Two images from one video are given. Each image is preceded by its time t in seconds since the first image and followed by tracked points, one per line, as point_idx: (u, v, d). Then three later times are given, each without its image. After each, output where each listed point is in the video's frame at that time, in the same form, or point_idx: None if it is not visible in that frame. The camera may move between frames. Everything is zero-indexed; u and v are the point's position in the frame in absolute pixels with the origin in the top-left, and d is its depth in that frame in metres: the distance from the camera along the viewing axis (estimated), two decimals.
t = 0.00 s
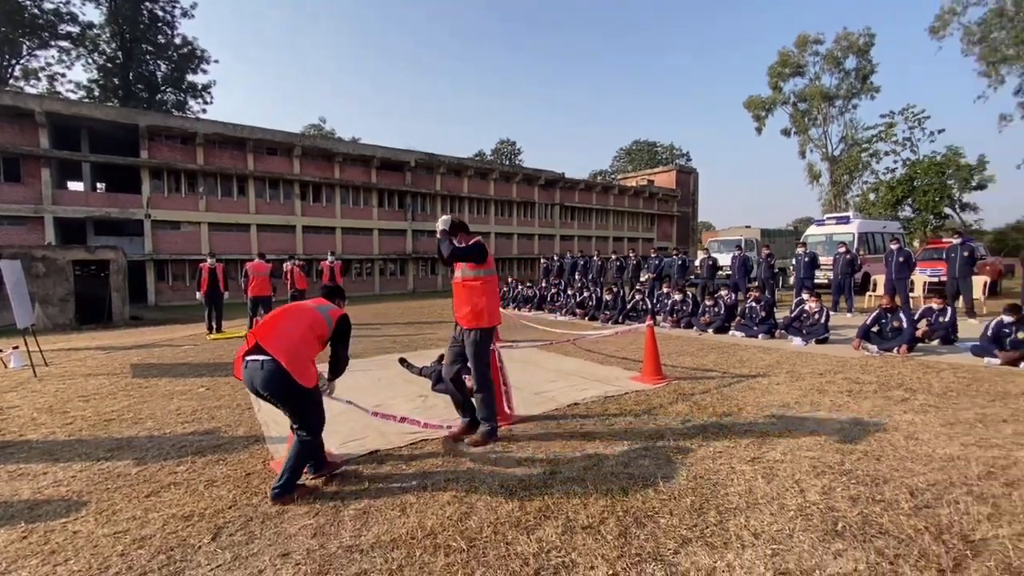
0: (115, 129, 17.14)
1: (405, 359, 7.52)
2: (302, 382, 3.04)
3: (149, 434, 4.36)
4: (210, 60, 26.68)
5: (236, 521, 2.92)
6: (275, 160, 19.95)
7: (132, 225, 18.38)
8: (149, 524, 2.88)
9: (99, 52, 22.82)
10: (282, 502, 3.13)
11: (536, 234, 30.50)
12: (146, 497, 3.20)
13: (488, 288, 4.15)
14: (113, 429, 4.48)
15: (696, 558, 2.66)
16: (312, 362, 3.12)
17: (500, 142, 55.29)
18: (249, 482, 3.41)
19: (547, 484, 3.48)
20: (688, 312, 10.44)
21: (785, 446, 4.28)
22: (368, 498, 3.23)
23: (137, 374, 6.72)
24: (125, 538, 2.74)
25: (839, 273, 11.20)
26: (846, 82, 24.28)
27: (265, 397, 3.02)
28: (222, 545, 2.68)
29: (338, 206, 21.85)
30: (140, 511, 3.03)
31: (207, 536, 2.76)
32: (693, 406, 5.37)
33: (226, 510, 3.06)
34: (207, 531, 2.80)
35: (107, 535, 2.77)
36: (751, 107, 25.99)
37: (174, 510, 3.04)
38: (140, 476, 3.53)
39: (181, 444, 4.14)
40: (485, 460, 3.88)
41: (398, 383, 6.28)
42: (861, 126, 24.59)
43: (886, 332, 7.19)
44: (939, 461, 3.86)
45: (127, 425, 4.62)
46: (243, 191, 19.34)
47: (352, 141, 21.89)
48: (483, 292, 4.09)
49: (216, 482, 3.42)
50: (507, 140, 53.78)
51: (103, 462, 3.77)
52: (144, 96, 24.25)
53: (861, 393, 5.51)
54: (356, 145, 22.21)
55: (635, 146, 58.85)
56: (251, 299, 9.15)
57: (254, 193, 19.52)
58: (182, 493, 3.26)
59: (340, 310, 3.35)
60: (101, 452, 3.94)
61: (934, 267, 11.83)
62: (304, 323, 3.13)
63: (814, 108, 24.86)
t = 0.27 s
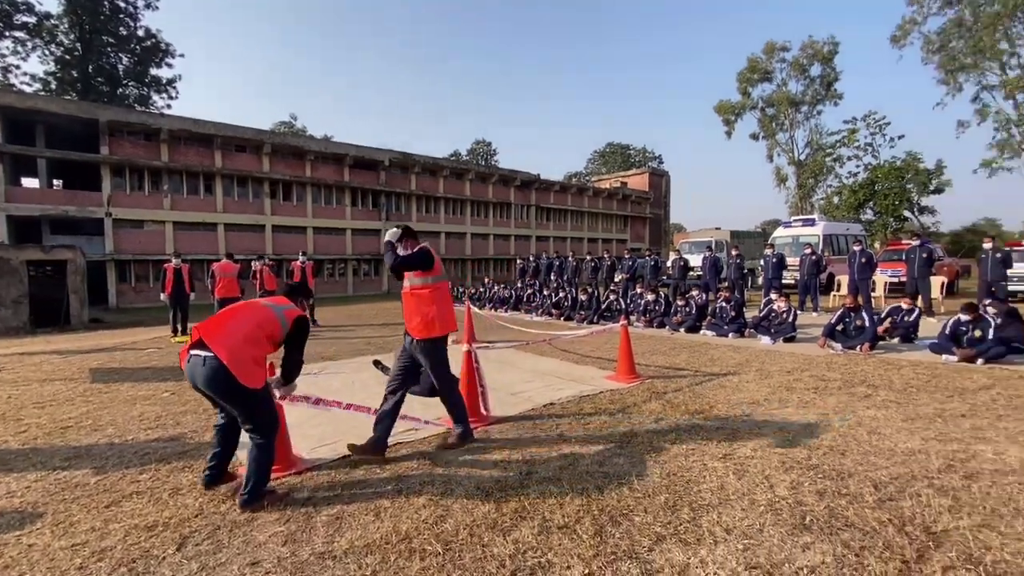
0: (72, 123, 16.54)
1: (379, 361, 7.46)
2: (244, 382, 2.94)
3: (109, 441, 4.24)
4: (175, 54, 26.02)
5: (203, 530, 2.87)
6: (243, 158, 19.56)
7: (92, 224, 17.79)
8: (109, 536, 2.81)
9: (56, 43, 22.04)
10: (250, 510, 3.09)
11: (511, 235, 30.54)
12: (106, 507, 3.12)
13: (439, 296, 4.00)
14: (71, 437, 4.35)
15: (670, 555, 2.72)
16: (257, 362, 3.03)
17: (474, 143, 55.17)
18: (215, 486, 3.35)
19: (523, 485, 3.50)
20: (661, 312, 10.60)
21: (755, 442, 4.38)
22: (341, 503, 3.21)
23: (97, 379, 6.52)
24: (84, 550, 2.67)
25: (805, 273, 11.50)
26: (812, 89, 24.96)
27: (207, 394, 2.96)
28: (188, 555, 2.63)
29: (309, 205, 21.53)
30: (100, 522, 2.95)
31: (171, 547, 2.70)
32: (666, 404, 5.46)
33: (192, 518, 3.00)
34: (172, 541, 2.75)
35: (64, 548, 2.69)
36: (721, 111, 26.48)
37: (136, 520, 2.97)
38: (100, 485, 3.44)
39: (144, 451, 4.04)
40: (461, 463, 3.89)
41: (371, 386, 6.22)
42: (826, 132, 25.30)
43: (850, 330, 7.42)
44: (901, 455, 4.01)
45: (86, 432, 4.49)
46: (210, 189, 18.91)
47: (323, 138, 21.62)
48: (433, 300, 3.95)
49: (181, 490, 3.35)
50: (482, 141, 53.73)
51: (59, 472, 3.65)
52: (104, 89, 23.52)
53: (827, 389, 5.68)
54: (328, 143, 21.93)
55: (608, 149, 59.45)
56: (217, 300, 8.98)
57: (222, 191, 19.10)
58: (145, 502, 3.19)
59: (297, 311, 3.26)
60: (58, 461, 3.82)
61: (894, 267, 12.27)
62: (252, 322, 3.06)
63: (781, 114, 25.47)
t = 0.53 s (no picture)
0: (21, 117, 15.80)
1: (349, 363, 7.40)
2: (171, 388, 2.88)
3: (62, 451, 4.11)
4: (133, 46, 25.23)
5: (163, 542, 2.81)
6: (206, 154, 19.10)
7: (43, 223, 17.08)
8: (62, 550, 2.73)
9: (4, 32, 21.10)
10: (212, 520, 3.03)
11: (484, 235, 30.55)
12: (58, 521, 3.03)
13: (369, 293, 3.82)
14: (20, 447, 4.19)
15: (641, 552, 2.78)
16: (187, 368, 2.95)
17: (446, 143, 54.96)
18: (175, 495, 3.29)
19: (497, 486, 3.54)
20: (631, 311, 10.77)
21: (723, 438, 4.51)
22: (309, 510, 3.18)
23: (50, 385, 6.29)
24: (35, 566, 2.59)
25: (768, 274, 11.84)
26: (774, 95, 25.67)
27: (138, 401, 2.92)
28: (147, 569, 2.58)
29: (276, 203, 21.12)
30: (52, 536, 2.86)
31: (129, 560, 2.64)
32: (637, 402, 5.57)
33: (151, 529, 2.94)
34: (130, 554, 2.69)
35: (13, 564, 2.61)
36: (689, 116, 26.98)
37: (91, 533, 2.89)
38: (51, 497, 3.34)
39: (99, 461, 3.93)
40: (433, 465, 3.90)
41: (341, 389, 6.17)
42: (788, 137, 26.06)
43: (811, 329, 7.67)
44: (859, 448, 4.19)
45: (37, 441, 4.34)
46: (171, 186, 18.37)
47: (291, 136, 21.23)
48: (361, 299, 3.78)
49: (139, 501, 3.27)
50: (454, 141, 53.59)
51: (6, 484, 3.52)
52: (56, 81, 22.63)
53: (790, 386, 5.88)
54: (296, 141, 21.55)
55: (579, 151, 59.97)
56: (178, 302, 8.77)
57: (183, 189, 18.60)
58: (100, 514, 3.11)
59: (236, 314, 3.16)
60: (5, 473, 3.69)
61: (852, 267, 12.75)
62: (181, 326, 2.97)
63: (746, 119, 26.11)
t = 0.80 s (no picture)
0: None
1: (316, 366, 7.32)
2: (89, 390, 2.75)
3: (8, 463, 3.95)
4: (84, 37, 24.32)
5: (118, 555, 2.73)
6: (164, 150, 18.58)
7: None
8: (9, 567, 2.63)
9: None
10: (170, 531, 2.96)
11: (455, 235, 30.47)
12: (4, 537, 2.92)
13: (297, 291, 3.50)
14: None
15: (611, 549, 2.85)
16: (110, 370, 2.81)
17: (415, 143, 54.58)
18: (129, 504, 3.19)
19: (468, 488, 3.56)
20: (601, 311, 10.92)
21: (690, 435, 4.64)
22: (273, 518, 3.13)
23: None
24: None
25: (732, 274, 12.16)
26: (737, 101, 26.34)
27: (62, 404, 2.83)
28: None
29: (239, 202, 20.66)
30: None
31: None
32: (607, 401, 5.67)
33: (106, 542, 2.85)
34: (83, 569, 2.61)
35: None
36: (656, 120, 27.44)
37: (40, 549, 2.79)
38: None
39: (48, 473, 3.79)
40: (403, 469, 3.89)
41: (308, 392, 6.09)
42: (750, 141, 26.78)
43: (773, 327, 7.92)
44: (818, 442, 4.37)
45: None
46: (126, 183, 17.74)
47: (253, 132, 20.88)
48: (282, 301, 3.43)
49: (93, 513, 3.17)
50: (424, 141, 53.29)
51: None
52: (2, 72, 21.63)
53: (753, 382, 6.08)
54: (259, 138, 21.22)
55: (550, 152, 60.37)
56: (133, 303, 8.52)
57: (139, 186, 18.01)
58: (52, 528, 3.00)
59: (171, 315, 3.01)
60: None
61: (811, 268, 13.21)
62: (106, 326, 2.83)
63: (711, 123, 26.72)
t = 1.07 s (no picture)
0: None
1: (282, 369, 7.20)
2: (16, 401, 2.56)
3: None
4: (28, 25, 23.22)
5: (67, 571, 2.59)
6: (115, 145, 17.65)
7: None
8: None
9: None
10: (124, 546, 2.83)
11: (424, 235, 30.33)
12: None
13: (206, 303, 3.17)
14: None
15: (582, 546, 2.93)
16: (41, 378, 2.64)
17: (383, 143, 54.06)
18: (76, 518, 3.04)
19: (439, 490, 3.59)
20: (571, 311, 11.05)
21: (656, 432, 4.77)
22: (236, 527, 3.06)
23: None
24: None
25: (697, 274, 12.47)
26: (701, 106, 26.97)
27: None
28: None
29: (198, 200, 20.04)
30: None
31: None
32: (577, 400, 5.77)
33: (52, 560, 2.69)
34: None
35: None
36: (623, 123, 27.85)
37: None
38: None
39: None
40: (372, 474, 3.88)
41: (273, 398, 6.01)
42: (713, 145, 27.46)
43: (735, 325, 8.17)
44: (778, 436, 4.55)
45: None
46: (74, 179, 16.82)
47: (212, 128, 20.26)
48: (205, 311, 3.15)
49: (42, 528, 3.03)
50: (392, 139, 52.79)
51: None
52: None
53: (717, 379, 6.28)
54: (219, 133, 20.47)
55: (520, 153, 60.64)
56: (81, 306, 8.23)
57: (89, 182, 17.09)
58: None
59: (113, 320, 2.83)
60: None
61: (772, 268, 13.66)
62: (40, 331, 2.66)
63: (676, 128, 27.27)
